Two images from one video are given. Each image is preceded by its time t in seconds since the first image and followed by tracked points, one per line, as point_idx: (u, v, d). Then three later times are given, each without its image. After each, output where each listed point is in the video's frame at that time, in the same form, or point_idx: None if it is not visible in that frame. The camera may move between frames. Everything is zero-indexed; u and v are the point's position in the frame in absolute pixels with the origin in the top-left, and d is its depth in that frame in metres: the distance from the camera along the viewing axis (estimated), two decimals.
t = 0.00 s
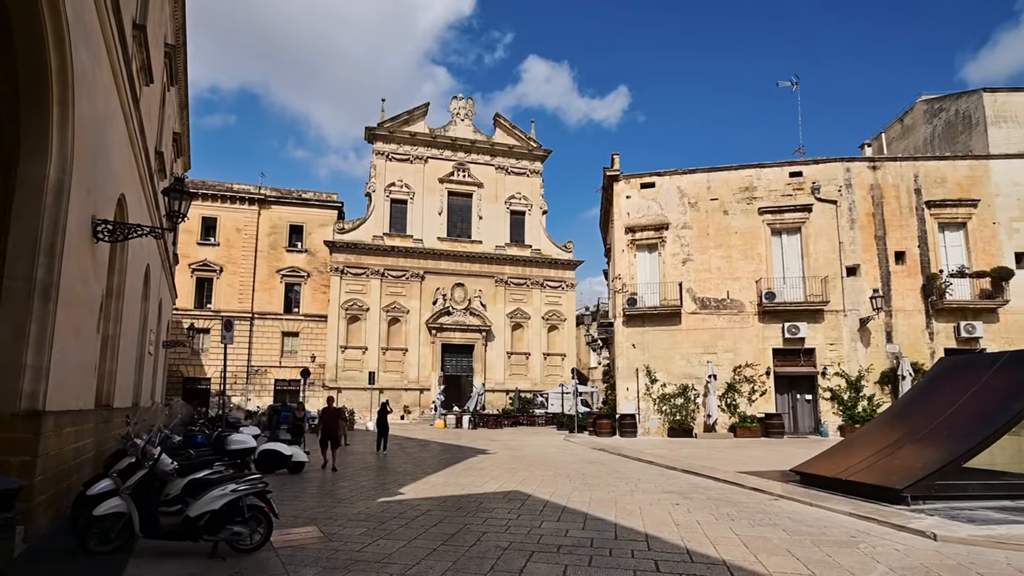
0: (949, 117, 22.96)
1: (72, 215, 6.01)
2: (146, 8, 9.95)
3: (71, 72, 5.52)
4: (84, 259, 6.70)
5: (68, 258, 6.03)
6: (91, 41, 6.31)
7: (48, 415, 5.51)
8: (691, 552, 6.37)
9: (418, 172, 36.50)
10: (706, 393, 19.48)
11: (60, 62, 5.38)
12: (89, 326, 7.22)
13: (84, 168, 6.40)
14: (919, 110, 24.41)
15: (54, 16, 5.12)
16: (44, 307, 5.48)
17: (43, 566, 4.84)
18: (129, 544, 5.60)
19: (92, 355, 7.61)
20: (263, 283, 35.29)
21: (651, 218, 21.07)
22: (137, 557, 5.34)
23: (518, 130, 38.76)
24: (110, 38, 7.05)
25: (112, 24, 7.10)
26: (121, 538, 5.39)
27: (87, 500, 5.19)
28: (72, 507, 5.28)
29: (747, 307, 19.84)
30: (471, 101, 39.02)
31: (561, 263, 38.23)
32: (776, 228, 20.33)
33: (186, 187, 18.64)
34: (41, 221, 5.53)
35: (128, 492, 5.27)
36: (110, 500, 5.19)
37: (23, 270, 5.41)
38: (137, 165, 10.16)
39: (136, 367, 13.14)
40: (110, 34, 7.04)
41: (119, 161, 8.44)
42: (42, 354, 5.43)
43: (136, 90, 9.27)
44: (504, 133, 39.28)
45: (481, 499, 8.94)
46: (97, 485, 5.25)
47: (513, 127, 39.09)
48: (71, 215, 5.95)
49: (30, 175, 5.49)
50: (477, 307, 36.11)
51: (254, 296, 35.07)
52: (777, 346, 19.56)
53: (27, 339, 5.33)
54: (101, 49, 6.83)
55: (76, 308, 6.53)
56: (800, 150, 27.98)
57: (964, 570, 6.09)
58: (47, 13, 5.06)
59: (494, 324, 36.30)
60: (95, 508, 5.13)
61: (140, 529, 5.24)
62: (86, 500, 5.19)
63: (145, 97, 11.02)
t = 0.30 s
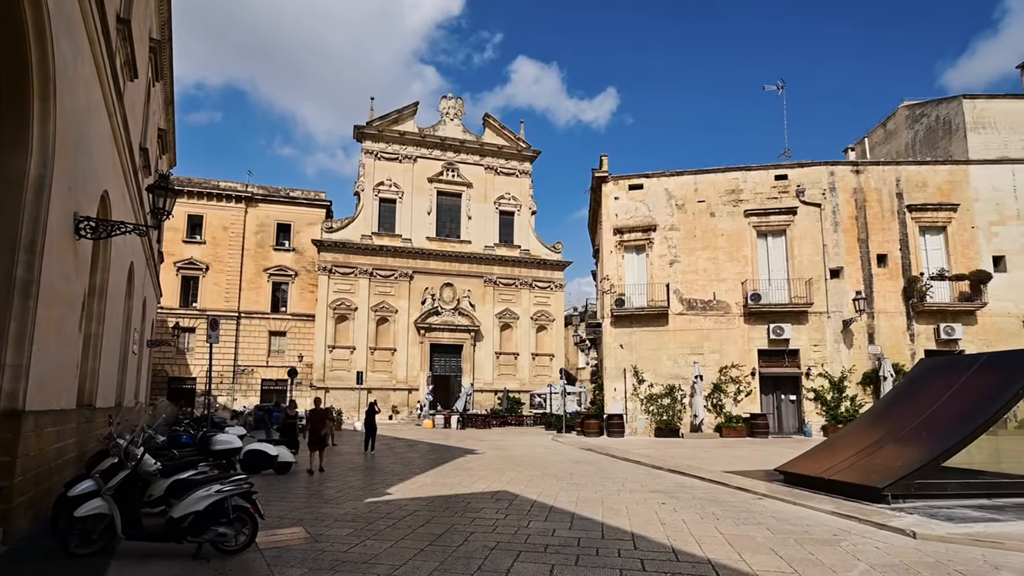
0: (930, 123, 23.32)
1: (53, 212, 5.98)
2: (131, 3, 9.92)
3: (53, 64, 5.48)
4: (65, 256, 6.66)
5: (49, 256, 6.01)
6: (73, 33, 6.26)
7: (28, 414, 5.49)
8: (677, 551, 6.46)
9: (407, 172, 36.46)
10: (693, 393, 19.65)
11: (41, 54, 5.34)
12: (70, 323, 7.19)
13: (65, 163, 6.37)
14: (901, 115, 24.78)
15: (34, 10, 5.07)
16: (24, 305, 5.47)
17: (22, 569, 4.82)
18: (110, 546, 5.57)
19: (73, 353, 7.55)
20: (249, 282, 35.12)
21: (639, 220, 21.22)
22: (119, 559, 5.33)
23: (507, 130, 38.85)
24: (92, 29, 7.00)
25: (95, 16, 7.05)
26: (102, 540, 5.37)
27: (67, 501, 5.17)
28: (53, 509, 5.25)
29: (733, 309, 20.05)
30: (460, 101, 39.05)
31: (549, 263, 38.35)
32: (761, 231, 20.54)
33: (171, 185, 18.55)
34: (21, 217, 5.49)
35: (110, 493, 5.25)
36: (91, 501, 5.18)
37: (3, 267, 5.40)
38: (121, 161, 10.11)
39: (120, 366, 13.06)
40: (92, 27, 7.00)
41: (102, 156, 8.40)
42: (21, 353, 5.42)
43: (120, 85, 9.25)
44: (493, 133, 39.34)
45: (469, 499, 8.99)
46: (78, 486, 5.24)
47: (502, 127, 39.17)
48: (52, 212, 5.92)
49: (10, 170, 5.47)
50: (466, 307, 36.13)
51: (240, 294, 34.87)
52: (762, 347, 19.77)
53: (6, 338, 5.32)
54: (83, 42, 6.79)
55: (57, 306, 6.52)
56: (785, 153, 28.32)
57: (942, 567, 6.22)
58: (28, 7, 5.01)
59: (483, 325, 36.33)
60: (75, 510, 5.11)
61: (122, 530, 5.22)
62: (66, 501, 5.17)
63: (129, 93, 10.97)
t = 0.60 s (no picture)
0: (911, 128, 23.65)
1: (33, 207, 5.95)
2: None
3: (32, 60, 5.45)
4: (46, 253, 6.64)
5: (30, 252, 5.98)
6: (55, 27, 6.22)
7: (8, 414, 5.45)
8: (663, 550, 6.55)
9: (396, 171, 36.40)
10: (679, 394, 19.81)
11: (21, 49, 5.30)
12: (52, 321, 7.15)
13: (47, 158, 6.34)
14: (884, 120, 25.14)
15: (15, 5, 5.05)
16: (4, 301, 5.45)
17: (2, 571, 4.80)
18: (92, 548, 5.57)
19: (54, 351, 7.51)
20: (236, 280, 34.90)
21: (627, 221, 21.36)
22: (100, 561, 5.33)
23: (497, 131, 38.91)
24: (75, 24, 6.97)
25: (78, 11, 7.02)
26: (84, 541, 5.35)
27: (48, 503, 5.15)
28: (34, 510, 5.23)
29: (719, 310, 20.24)
30: (449, 101, 39.05)
31: (538, 263, 38.47)
32: (747, 233, 20.75)
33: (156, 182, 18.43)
34: (1, 214, 5.46)
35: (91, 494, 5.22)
36: (72, 503, 5.16)
37: None
38: (104, 158, 10.04)
39: (103, 365, 12.98)
40: (75, 22, 6.98)
41: (85, 153, 8.38)
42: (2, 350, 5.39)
43: (104, 80, 9.20)
44: (482, 133, 39.37)
45: (457, 499, 9.05)
46: (60, 487, 5.21)
47: (491, 127, 39.23)
48: (32, 207, 5.89)
49: None
50: (454, 307, 36.13)
51: (226, 293, 34.64)
52: (747, 348, 19.98)
53: None
54: (66, 36, 6.77)
55: (38, 304, 6.49)
56: (771, 156, 28.67)
57: (921, 564, 6.36)
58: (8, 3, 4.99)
59: (472, 324, 36.35)
60: (56, 512, 5.09)
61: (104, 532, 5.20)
62: (47, 503, 5.15)
63: (113, 89, 10.89)
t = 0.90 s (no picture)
0: (893, 132, 23.97)
1: (14, 202, 5.92)
2: None
3: (13, 54, 5.43)
4: (27, 250, 6.60)
5: (10, 248, 5.94)
6: (36, 22, 6.21)
7: None
8: (649, 549, 6.63)
9: (385, 170, 36.31)
10: (666, 394, 19.96)
11: (2, 43, 5.29)
12: (31, 318, 7.10)
13: (27, 153, 6.30)
14: (867, 124, 25.49)
15: None
16: None
17: None
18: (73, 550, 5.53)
19: (34, 350, 7.45)
20: (222, 279, 34.68)
21: (615, 222, 21.49)
22: (81, 563, 5.31)
23: (486, 131, 38.96)
24: (57, 19, 6.95)
25: (60, 5, 7.00)
26: (65, 543, 5.33)
27: (27, 505, 5.11)
28: (13, 512, 5.19)
29: (706, 311, 20.42)
30: (438, 101, 39.05)
31: (527, 264, 38.57)
32: (733, 235, 20.95)
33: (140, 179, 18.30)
34: None
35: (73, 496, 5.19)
36: (53, 505, 5.12)
37: None
38: (87, 154, 9.97)
39: (85, 364, 12.89)
40: (57, 17, 6.96)
41: (67, 148, 8.32)
42: None
43: (87, 75, 9.14)
44: (471, 133, 39.40)
45: (444, 499, 9.10)
46: (40, 489, 5.18)
47: (480, 127, 39.27)
48: (12, 201, 5.85)
49: None
50: (443, 306, 36.13)
51: (212, 292, 34.40)
52: (733, 348, 20.18)
53: None
54: (47, 31, 6.74)
55: (17, 300, 6.44)
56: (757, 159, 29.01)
57: (900, 561, 6.49)
58: None
59: (460, 324, 36.37)
60: (36, 514, 5.06)
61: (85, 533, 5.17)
62: (26, 505, 5.11)
63: (95, 84, 10.79)
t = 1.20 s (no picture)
0: (875, 137, 24.30)
1: None
2: None
3: None
4: (6, 247, 6.57)
5: None
6: (18, 18, 6.21)
7: None
8: (635, 548, 6.72)
9: (373, 169, 36.22)
10: (653, 394, 20.11)
11: None
12: (12, 317, 7.07)
13: (8, 148, 6.29)
14: (850, 129, 25.84)
15: None
16: None
17: None
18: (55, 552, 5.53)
19: (14, 349, 7.41)
20: (208, 278, 34.44)
21: (603, 223, 21.60)
22: (63, 565, 5.32)
23: (475, 131, 39.00)
24: (39, 14, 6.95)
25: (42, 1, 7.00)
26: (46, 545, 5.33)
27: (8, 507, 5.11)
28: None
29: (692, 312, 20.59)
30: (427, 100, 39.03)
31: (515, 264, 38.68)
32: (720, 237, 21.15)
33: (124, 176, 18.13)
34: None
35: (54, 497, 5.21)
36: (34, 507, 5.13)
37: None
38: (69, 150, 9.92)
39: (67, 362, 12.79)
40: (40, 13, 6.97)
41: (49, 145, 8.27)
42: None
43: (69, 70, 9.10)
44: (460, 133, 39.44)
45: (432, 499, 9.14)
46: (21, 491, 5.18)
47: (469, 127, 39.31)
48: None
49: None
50: (432, 306, 36.11)
51: (198, 291, 34.14)
52: (719, 349, 20.38)
53: None
54: (29, 27, 6.75)
55: None
56: (743, 162, 29.32)
57: (880, 559, 6.62)
58: None
59: (449, 324, 36.38)
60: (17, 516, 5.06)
61: (67, 535, 5.19)
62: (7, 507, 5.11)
63: (79, 79, 10.71)
